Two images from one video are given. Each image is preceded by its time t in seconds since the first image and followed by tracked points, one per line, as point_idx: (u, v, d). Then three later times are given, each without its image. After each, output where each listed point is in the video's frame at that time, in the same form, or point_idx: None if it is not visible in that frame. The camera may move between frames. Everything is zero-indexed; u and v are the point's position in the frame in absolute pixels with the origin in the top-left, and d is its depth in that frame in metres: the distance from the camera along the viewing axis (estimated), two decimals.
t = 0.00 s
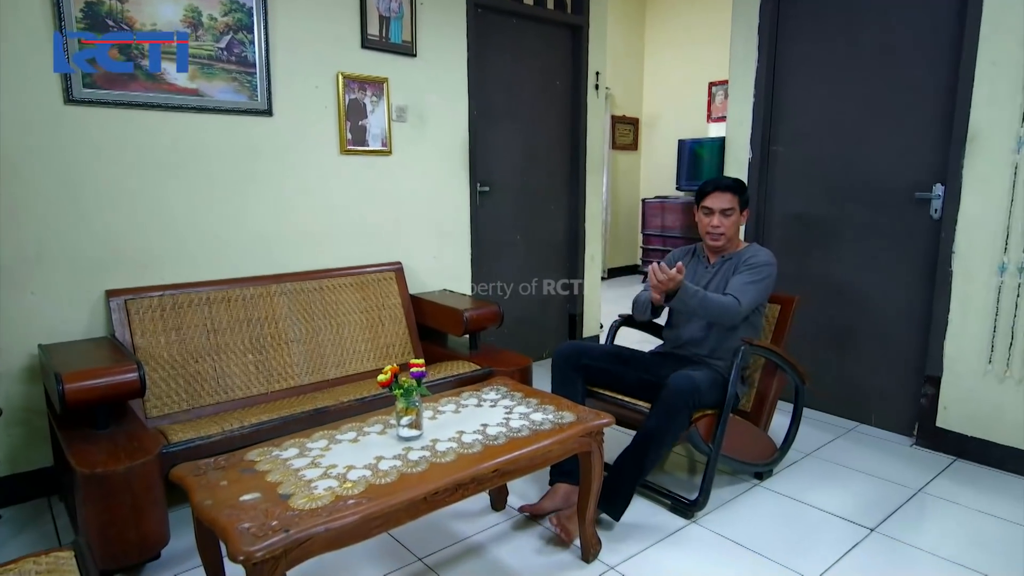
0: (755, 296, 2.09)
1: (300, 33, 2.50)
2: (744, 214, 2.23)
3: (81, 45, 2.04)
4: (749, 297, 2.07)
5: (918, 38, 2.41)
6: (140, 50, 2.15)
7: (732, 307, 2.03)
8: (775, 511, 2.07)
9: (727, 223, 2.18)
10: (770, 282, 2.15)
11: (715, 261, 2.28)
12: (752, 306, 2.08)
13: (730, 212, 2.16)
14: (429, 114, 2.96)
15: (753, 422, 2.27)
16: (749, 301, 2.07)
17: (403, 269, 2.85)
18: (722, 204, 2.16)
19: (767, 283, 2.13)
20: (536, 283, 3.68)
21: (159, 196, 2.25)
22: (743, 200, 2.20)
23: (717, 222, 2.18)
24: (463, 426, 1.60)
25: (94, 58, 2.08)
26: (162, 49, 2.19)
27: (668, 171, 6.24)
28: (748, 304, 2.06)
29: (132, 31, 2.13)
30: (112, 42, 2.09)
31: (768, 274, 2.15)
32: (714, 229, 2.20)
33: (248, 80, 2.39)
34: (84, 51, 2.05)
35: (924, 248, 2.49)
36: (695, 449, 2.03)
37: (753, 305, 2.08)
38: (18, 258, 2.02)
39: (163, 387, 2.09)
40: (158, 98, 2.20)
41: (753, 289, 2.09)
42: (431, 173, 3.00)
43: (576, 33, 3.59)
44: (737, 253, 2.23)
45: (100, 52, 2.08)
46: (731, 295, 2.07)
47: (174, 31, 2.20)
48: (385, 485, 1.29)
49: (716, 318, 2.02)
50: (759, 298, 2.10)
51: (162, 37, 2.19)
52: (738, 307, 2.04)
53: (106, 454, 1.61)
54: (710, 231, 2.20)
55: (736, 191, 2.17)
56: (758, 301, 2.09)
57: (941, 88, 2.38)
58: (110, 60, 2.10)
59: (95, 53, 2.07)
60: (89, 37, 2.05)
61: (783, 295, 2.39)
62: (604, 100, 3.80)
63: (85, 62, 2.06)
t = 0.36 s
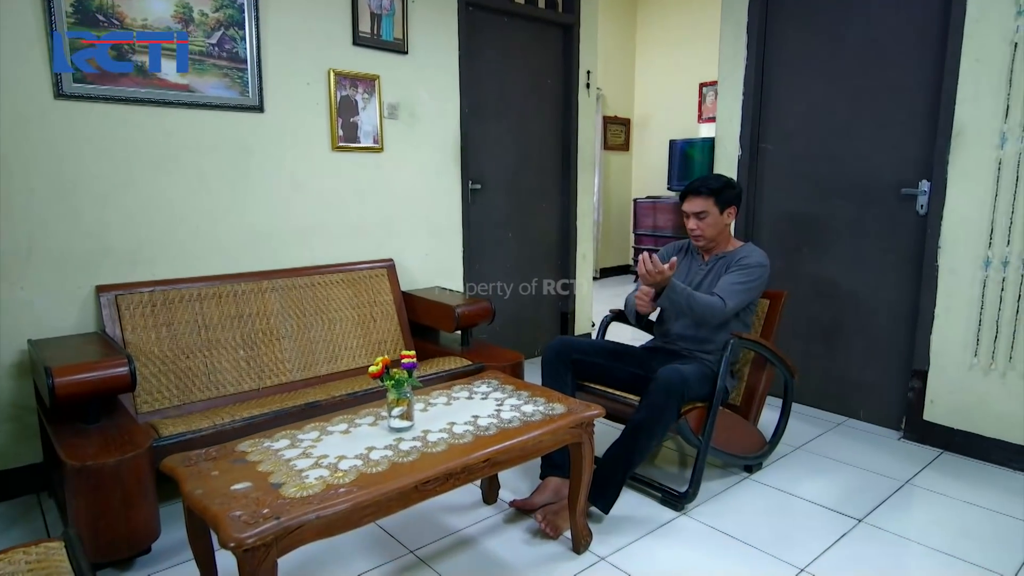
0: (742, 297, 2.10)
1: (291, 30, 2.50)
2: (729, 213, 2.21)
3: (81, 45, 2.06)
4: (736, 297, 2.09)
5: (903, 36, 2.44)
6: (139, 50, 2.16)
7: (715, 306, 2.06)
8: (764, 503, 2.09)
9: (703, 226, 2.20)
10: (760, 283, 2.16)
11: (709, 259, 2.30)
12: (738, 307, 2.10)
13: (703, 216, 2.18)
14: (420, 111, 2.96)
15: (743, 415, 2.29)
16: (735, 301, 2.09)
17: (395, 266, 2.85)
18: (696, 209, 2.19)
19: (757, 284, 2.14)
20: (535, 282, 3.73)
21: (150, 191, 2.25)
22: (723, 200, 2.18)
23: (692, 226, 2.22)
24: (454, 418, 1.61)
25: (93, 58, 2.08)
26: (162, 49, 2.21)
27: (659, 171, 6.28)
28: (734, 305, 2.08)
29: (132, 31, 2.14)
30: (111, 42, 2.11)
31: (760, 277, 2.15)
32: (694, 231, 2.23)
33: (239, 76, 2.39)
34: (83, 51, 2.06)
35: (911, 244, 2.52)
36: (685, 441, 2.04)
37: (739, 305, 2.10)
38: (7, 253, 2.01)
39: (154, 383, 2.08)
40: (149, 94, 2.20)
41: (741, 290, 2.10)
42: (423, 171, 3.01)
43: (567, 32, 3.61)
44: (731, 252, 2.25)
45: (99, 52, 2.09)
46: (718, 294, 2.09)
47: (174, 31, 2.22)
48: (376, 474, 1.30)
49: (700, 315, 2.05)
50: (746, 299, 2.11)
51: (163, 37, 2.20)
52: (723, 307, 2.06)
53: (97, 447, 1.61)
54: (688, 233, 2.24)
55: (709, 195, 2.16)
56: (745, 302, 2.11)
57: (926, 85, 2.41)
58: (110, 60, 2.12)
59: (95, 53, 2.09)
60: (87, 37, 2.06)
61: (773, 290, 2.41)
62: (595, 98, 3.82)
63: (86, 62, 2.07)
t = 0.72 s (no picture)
0: (731, 296, 2.11)
1: (285, 28, 2.51)
2: (719, 208, 2.22)
3: (80, 45, 2.07)
4: (725, 296, 2.10)
5: (892, 35, 2.47)
6: (138, 50, 2.17)
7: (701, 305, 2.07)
8: (756, 497, 2.10)
9: (694, 224, 2.21)
10: (751, 283, 2.17)
11: (704, 257, 2.30)
12: (726, 305, 2.10)
13: (693, 214, 2.20)
14: (414, 109, 2.97)
15: (735, 411, 2.30)
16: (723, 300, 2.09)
17: (389, 264, 2.85)
18: (685, 207, 2.21)
19: (748, 284, 2.14)
20: (536, 282, 3.78)
21: (143, 188, 2.25)
22: (712, 196, 2.19)
23: (684, 225, 2.23)
24: (448, 411, 1.62)
25: (93, 58, 2.10)
26: (161, 49, 2.23)
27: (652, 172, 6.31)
28: (722, 303, 2.09)
29: (132, 31, 2.15)
30: (111, 42, 2.12)
31: (750, 276, 2.15)
32: (686, 230, 2.25)
33: (233, 73, 2.39)
34: (83, 51, 2.07)
35: (901, 240, 2.54)
36: (678, 436, 2.05)
37: (727, 304, 2.11)
38: None
39: (147, 379, 2.08)
40: (142, 91, 2.20)
41: (731, 288, 2.11)
42: (417, 169, 3.02)
43: (560, 33, 3.62)
44: (724, 250, 2.25)
45: (98, 52, 2.10)
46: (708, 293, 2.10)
47: (174, 31, 2.24)
48: (369, 466, 1.30)
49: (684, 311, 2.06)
50: (736, 298, 2.12)
51: (163, 37, 2.22)
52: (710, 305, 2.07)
53: (90, 442, 1.60)
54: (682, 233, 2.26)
55: (697, 192, 2.18)
56: (734, 301, 2.12)
57: (915, 84, 2.43)
58: (108, 59, 2.12)
59: (94, 53, 2.10)
60: (87, 37, 2.07)
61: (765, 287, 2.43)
62: (589, 98, 3.83)
63: (85, 62, 2.09)
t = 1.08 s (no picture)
0: (733, 298, 2.12)
1: (281, 27, 2.51)
2: (711, 206, 2.23)
3: (80, 45, 2.07)
4: (728, 300, 2.12)
5: (885, 35, 2.49)
6: (139, 50, 2.19)
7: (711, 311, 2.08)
8: (752, 493, 2.11)
9: (685, 221, 2.22)
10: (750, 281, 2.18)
11: (698, 255, 2.31)
12: (730, 309, 2.12)
13: (685, 211, 2.21)
14: (410, 108, 2.98)
15: (730, 407, 2.31)
16: (727, 305, 2.11)
17: (385, 263, 2.86)
18: (677, 204, 2.23)
19: (746, 283, 2.16)
20: (536, 282, 3.80)
21: (139, 186, 2.25)
22: (704, 193, 2.21)
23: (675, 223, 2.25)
24: (444, 406, 1.62)
25: (94, 58, 2.10)
26: (161, 49, 2.24)
27: (648, 174, 6.34)
28: (727, 307, 2.11)
29: (132, 31, 2.16)
30: (111, 42, 2.13)
31: (749, 274, 2.17)
32: (678, 227, 2.26)
33: (229, 71, 2.39)
34: (84, 51, 2.08)
35: (894, 238, 2.56)
36: (674, 432, 2.06)
37: (731, 306, 2.12)
38: None
39: (143, 377, 2.07)
40: (138, 89, 2.20)
41: (732, 291, 2.13)
42: (413, 168, 3.02)
43: (555, 33, 3.64)
44: (719, 248, 2.26)
45: (99, 52, 2.11)
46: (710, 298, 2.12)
47: (173, 31, 2.25)
48: (365, 458, 1.30)
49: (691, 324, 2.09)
50: (738, 299, 2.14)
51: (163, 37, 2.23)
52: (715, 312, 2.09)
53: (85, 438, 1.60)
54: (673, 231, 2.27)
55: (689, 189, 2.20)
56: (736, 302, 2.14)
57: (908, 83, 2.46)
58: (109, 60, 2.13)
59: (94, 53, 2.10)
60: (88, 37, 2.08)
61: (759, 284, 2.44)
62: (584, 98, 3.85)
63: (85, 62, 2.09)
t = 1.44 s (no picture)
0: (715, 292, 2.12)
1: (280, 26, 2.52)
2: (708, 204, 2.23)
3: (80, 44, 2.08)
4: (709, 293, 2.11)
5: (882, 35, 2.50)
6: (139, 49, 2.19)
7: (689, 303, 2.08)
8: (752, 492, 2.11)
9: (680, 218, 2.24)
10: (739, 279, 2.17)
11: (695, 253, 2.31)
12: (712, 302, 2.11)
13: (680, 208, 2.23)
14: (409, 108, 2.99)
15: (729, 406, 2.31)
16: (707, 298, 2.10)
17: (384, 263, 2.86)
18: (673, 201, 2.24)
19: (734, 279, 2.15)
20: (535, 283, 3.81)
21: (138, 185, 2.25)
22: (700, 192, 2.21)
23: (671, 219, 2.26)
24: (444, 403, 1.62)
25: (94, 58, 2.11)
26: (162, 49, 2.24)
27: (647, 175, 6.35)
28: (707, 300, 2.10)
29: (132, 31, 2.17)
30: (112, 41, 2.13)
31: (739, 273, 2.16)
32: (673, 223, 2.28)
33: (228, 71, 2.40)
34: (84, 51, 2.09)
35: (892, 237, 2.56)
36: (673, 430, 2.06)
37: (712, 300, 2.11)
38: None
39: (141, 375, 2.07)
40: (138, 88, 2.20)
41: (716, 285, 2.12)
42: (412, 168, 3.03)
43: (554, 34, 3.65)
44: (715, 246, 2.26)
45: (100, 52, 2.12)
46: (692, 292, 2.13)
47: (174, 31, 2.26)
48: (365, 454, 1.30)
49: (669, 316, 2.10)
50: (721, 294, 2.12)
51: (163, 37, 2.24)
52: (695, 305, 2.09)
53: (84, 436, 1.60)
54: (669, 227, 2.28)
55: (685, 186, 2.22)
56: (720, 297, 2.12)
57: (905, 83, 2.47)
58: (109, 59, 2.14)
59: (95, 53, 2.11)
60: (88, 36, 2.09)
61: (758, 282, 2.44)
62: (583, 99, 3.86)
63: (86, 62, 2.10)
